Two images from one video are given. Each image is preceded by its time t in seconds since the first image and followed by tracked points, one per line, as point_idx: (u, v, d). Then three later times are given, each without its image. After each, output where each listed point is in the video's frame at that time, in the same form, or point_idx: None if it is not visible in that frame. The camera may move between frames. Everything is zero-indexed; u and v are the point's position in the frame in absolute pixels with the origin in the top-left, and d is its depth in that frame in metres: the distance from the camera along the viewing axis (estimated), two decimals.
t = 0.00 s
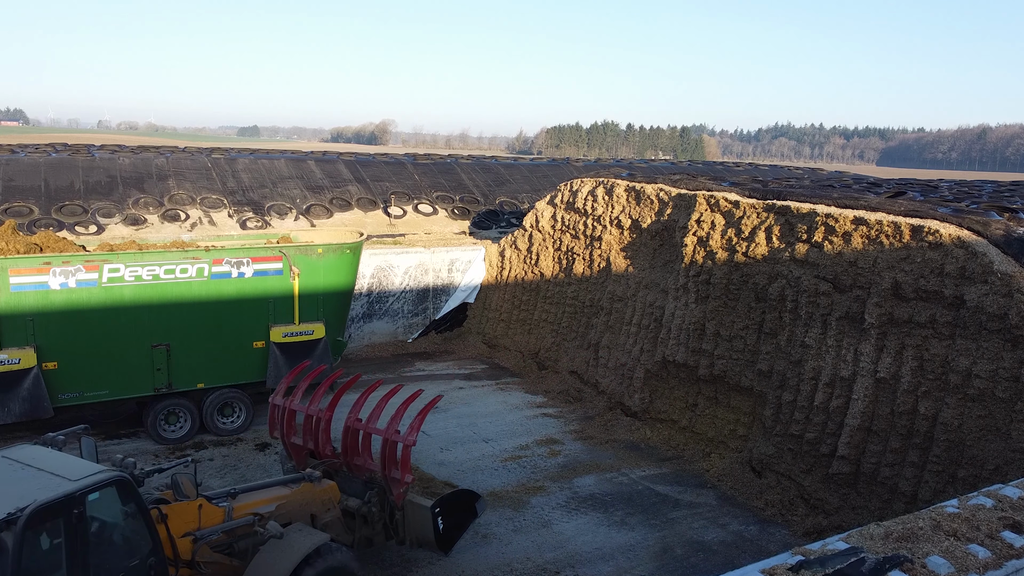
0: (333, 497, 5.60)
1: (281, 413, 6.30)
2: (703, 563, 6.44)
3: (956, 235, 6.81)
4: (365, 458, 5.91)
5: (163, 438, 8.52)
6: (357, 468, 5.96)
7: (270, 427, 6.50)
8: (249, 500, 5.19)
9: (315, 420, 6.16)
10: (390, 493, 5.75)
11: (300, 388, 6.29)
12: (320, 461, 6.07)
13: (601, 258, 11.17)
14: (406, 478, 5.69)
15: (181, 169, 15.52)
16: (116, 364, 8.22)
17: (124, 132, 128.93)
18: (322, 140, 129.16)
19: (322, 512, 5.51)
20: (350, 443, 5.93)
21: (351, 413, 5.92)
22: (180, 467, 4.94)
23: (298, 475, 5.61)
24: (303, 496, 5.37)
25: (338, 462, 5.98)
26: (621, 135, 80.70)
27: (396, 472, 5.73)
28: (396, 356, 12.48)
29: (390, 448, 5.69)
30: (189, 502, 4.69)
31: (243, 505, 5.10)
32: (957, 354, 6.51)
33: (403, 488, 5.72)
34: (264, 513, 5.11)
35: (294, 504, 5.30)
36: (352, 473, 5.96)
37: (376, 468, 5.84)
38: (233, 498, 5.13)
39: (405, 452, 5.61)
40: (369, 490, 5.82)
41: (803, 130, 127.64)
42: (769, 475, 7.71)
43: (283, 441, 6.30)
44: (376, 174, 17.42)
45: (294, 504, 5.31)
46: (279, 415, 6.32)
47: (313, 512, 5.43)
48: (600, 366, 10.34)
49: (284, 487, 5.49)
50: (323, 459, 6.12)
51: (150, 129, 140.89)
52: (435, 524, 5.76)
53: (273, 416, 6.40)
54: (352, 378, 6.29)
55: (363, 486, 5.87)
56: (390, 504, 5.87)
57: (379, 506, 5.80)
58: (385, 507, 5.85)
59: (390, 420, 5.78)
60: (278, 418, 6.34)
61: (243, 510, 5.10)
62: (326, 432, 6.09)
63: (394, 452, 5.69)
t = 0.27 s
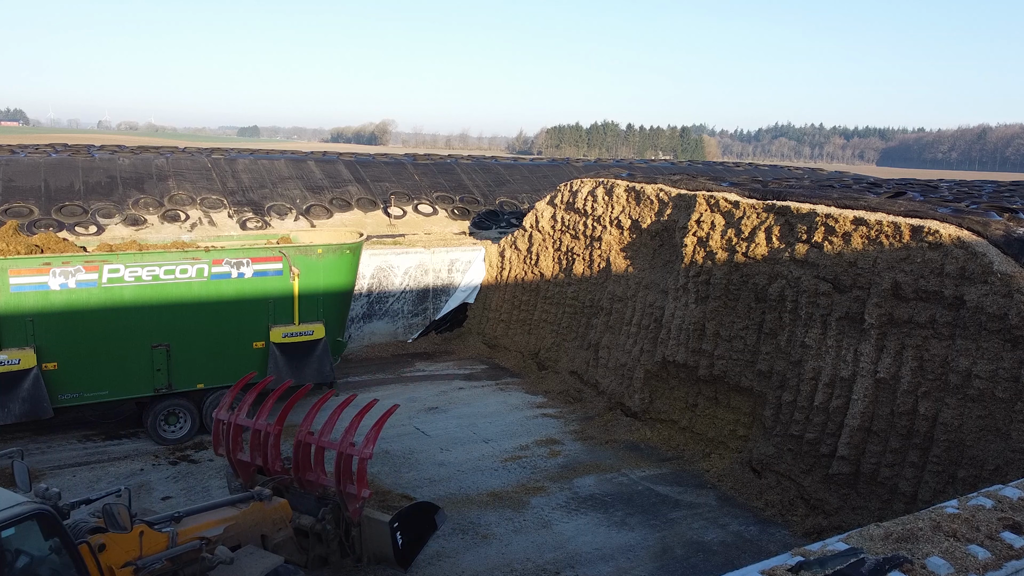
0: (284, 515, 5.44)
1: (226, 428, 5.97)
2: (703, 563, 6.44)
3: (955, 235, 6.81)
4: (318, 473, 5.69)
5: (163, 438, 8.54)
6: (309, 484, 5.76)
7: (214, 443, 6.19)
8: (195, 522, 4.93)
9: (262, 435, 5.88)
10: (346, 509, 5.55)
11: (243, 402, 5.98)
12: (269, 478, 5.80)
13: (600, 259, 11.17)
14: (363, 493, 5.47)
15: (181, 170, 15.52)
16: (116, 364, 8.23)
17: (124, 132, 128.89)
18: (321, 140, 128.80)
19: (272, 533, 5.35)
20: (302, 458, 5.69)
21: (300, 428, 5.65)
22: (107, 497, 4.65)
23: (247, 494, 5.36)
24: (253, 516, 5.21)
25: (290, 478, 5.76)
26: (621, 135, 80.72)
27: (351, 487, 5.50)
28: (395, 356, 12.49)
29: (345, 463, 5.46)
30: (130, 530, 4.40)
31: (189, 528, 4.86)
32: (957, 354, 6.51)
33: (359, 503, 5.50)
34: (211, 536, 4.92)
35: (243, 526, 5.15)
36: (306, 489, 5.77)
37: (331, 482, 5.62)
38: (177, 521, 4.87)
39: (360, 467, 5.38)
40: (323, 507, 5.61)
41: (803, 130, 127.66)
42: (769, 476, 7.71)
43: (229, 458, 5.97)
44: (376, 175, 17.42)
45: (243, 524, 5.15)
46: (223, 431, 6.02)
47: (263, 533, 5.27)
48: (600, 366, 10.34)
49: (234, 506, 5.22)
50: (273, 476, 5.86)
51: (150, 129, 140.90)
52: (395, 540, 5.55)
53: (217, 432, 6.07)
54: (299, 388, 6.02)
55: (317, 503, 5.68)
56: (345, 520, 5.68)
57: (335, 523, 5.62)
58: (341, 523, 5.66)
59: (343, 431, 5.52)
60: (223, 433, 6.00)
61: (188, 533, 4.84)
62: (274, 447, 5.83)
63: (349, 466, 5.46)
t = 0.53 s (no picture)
0: (231, 539, 5.11)
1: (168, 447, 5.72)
2: (703, 564, 6.44)
3: (955, 235, 6.81)
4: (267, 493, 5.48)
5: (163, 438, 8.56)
6: (257, 505, 5.49)
7: (154, 463, 5.93)
8: (131, 553, 4.61)
9: (205, 453, 5.65)
10: (295, 532, 5.24)
11: (186, 418, 5.74)
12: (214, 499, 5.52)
13: (600, 259, 11.16)
14: (314, 515, 5.20)
15: (181, 170, 15.51)
16: (116, 364, 8.22)
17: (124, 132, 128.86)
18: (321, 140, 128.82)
19: (217, 559, 4.98)
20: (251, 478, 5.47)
21: (248, 445, 5.46)
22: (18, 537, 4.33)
23: (189, 519, 5.03)
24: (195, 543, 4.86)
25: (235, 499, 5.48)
26: (621, 135, 80.75)
27: (302, 508, 5.25)
28: (395, 356, 12.49)
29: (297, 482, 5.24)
30: (54, 565, 4.15)
31: (124, 559, 4.54)
32: (958, 354, 6.51)
33: (311, 525, 5.23)
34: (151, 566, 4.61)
35: (185, 553, 4.80)
36: (252, 511, 5.49)
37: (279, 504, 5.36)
38: (109, 553, 4.53)
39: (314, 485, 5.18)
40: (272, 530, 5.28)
41: (803, 130, 127.69)
42: (769, 476, 7.72)
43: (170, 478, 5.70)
44: (376, 175, 17.41)
45: (186, 552, 4.81)
46: (165, 449, 5.77)
47: (207, 560, 4.91)
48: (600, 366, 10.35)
49: (173, 534, 4.89)
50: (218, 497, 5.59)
51: (150, 129, 140.91)
52: (350, 562, 5.21)
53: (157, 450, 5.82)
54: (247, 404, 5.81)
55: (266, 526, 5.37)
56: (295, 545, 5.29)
57: (283, 548, 5.21)
58: (291, 548, 5.25)
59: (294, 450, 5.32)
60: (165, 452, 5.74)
61: (123, 565, 4.51)
62: (218, 467, 5.59)
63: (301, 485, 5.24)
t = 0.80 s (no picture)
0: (176, 570, 5.08)
1: (114, 469, 5.72)
2: (703, 563, 6.44)
3: (955, 235, 6.82)
4: (216, 519, 5.46)
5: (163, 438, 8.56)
6: (205, 532, 5.47)
7: (98, 485, 5.92)
8: None
9: (152, 476, 5.71)
10: (249, 562, 5.29)
11: (133, 439, 5.80)
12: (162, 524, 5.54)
13: (600, 259, 11.16)
14: (267, 544, 5.28)
15: (181, 170, 15.50)
16: (115, 364, 8.22)
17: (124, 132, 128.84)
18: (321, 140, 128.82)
19: None
20: (200, 503, 5.48)
21: (197, 469, 5.48)
22: None
23: (129, 551, 4.99)
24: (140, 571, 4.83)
25: (184, 526, 5.47)
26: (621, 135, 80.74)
27: (253, 536, 5.29)
28: (395, 356, 12.49)
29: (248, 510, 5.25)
30: None
31: None
32: (957, 354, 6.51)
33: (263, 554, 5.29)
34: None
35: None
36: (201, 538, 5.47)
37: (229, 531, 5.39)
38: None
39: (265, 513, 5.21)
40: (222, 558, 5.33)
41: (803, 130, 127.74)
42: (769, 476, 7.72)
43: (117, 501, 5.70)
44: (376, 175, 17.40)
45: None
46: (109, 471, 5.76)
47: None
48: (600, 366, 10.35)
49: (112, 565, 4.84)
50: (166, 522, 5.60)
51: (150, 129, 140.94)
52: None
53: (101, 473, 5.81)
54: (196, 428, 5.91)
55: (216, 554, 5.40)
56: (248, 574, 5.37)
57: None
58: None
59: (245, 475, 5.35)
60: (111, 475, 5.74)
61: None
62: (165, 491, 5.66)
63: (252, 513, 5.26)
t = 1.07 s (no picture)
0: None
1: (59, 491, 5.46)
2: (702, 563, 6.44)
3: (955, 235, 6.82)
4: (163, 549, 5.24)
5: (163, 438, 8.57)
6: (152, 564, 5.26)
7: (42, 509, 5.62)
8: None
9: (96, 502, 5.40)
10: None
11: (80, 460, 5.54)
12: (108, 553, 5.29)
13: (600, 259, 11.16)
14: None
15: (181, 170, 15.50)
16: (115, 364, 8.22)
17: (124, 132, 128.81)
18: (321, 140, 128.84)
19: None
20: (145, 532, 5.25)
21: (142, 496, 5.27)
22: None
23: None
24: None
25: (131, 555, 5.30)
26: (621, 135, 80.78)
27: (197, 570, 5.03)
28: (395, 356, 12.49)
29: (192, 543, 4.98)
30: None
31: None
32: (957, 354, 6.51)
33: None
34: None
35: None
36: (148, 569, 5.26)
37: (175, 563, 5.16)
38: None
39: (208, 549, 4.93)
40: None
41: (803, 130, 127.78)
42: (769, 475, 7.72)
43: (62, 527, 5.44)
44: (376, 175, 17.40)
45: None
46: (54, 494, 5.51)
47: None
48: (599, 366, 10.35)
49: None
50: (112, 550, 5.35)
51: (150, 129, 140.97)
52: None
53: (46, 495, 5.56)
54: (145, 447, 5.62)
55: None
56: None
57: None
58: None
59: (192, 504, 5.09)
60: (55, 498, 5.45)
61: None
62: (110, 517, 5.38)
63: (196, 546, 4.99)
